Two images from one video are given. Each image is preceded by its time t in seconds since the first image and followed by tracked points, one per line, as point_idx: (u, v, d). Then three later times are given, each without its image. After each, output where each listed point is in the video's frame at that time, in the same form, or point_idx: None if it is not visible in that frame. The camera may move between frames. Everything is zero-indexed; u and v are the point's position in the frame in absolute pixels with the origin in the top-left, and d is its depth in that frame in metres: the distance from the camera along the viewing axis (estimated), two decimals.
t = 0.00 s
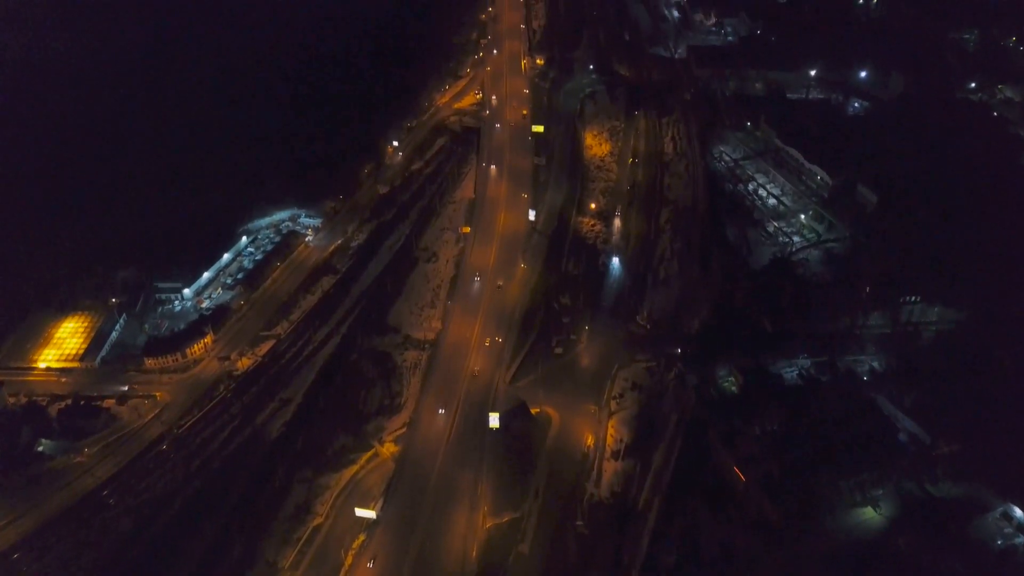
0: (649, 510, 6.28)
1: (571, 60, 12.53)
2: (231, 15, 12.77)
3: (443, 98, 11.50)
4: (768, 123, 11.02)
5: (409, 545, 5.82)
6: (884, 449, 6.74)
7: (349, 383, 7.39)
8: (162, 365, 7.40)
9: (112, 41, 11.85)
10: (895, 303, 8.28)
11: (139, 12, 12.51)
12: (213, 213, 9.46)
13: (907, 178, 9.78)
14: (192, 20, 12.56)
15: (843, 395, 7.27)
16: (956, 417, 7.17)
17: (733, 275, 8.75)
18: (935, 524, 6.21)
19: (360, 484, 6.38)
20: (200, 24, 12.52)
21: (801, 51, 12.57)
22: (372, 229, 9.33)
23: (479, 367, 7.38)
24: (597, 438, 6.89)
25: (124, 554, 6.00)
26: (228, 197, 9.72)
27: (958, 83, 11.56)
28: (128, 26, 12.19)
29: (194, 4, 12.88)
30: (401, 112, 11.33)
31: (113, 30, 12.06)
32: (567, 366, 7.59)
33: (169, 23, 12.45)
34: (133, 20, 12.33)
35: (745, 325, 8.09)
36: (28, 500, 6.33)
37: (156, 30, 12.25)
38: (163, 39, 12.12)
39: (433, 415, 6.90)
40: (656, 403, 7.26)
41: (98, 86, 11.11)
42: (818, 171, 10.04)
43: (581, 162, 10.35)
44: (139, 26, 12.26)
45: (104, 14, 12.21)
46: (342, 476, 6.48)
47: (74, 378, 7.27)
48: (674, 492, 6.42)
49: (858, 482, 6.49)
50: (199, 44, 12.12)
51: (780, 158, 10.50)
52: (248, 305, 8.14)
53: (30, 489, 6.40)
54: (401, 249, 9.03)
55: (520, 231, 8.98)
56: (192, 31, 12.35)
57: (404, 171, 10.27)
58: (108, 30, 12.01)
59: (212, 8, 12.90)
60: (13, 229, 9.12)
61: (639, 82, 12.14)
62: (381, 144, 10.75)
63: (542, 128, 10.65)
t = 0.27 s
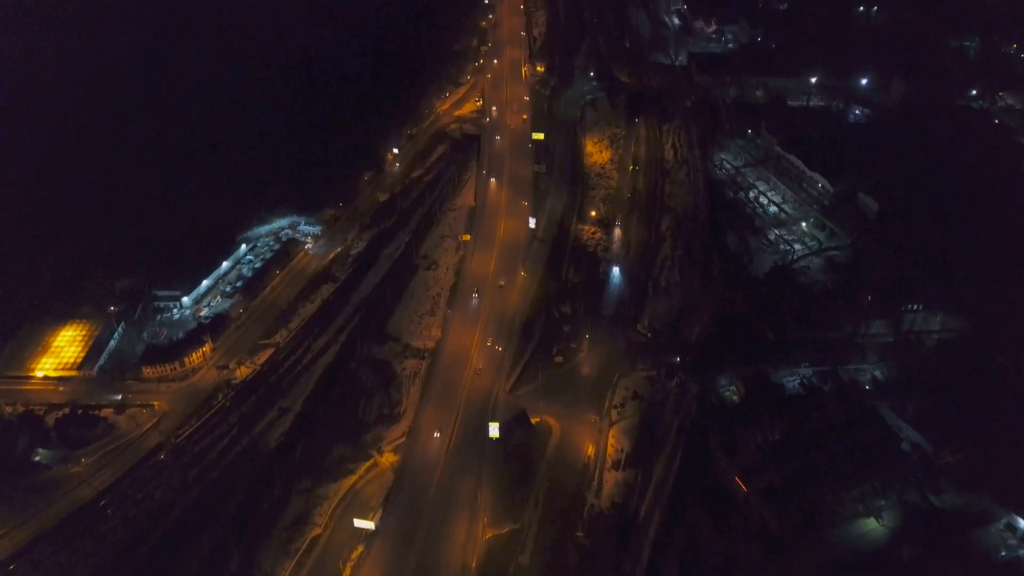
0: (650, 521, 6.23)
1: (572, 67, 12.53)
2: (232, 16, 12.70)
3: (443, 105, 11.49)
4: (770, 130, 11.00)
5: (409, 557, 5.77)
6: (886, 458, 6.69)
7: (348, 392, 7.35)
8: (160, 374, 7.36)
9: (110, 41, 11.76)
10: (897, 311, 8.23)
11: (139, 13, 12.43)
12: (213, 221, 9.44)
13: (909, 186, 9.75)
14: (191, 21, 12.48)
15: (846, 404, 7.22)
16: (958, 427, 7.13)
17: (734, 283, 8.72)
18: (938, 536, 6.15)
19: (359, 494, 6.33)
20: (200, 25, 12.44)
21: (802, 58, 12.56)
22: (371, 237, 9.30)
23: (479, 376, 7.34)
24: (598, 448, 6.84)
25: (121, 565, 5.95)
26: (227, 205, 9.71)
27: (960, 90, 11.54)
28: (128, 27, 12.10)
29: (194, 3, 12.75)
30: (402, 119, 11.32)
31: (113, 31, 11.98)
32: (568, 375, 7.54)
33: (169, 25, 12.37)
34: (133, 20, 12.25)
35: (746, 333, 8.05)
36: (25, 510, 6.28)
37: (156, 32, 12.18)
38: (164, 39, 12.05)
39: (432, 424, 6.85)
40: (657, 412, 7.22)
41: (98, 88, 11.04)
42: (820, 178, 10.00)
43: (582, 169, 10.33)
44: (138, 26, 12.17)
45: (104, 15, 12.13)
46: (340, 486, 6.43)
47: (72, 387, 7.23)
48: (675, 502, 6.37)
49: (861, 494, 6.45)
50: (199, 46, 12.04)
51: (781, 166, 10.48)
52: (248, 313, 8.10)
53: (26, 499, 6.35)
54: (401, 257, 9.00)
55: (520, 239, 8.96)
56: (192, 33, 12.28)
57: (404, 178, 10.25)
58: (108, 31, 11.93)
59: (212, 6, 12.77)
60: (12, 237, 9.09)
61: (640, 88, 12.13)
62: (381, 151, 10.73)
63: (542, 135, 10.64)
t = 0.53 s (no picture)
0: (651, 532, 6.18)
1: (572, 74, 12.54)
2: (233, 30, 12.79)
3: (443, 113, 11.48)
4: (770, 137, 10.99)
5: (408, 568, 5.72)
6: (888, 469, 6.65)
7: (347, 401, 7.31)
8: (158, 383, 7.32)
9: (113, 56, 11.86)
10: (899, 320, 8.18)
11: (140, 26, 12.51)
12: (212, 228, 9.41)
13: (910, 193, 9.73)
14: (192, 33, 12.55)
15: (847, 415, 7.18)
16: (962, 437, 7.08)
17: (735, 292, 8.69)
18: (941, 547, 6.10)
19: (358, 505, 6.28)
20: (200, 37, 12.50)
21: (803, 65, 12.55)
22: (371, 244, 9.27)
23: (478, 385, 7.30)
24: (599, 458, 6.78)
25: None
26: (227, 213, 9.69)
27: (961, 97, 11.53)
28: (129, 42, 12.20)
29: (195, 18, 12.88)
30: (402, 126, 11.31)
31: (115, 46, 12.10)
32: (568, 384, 7.49)
33: (170, 36, 12.45)
34: (134, 34, 12.36)
35: (747, 342, 8.01)
36: (21, 521, 6.24)
37: (156, 44, 12.25)
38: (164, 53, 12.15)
39: (432, 434, 6.81)
40: (658, 421, 7.16)
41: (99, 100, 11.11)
42: (821, 186, 9.97)
43: (582, 177, 10.31)
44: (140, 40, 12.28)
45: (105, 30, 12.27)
46: (339, 496, 6.37)
47: (70, 396, 7.19)
48: (676, 513, 6.32)
49: (863, 504, 6.38)
50: (200, 58, 12.11)
51: (782, 173, 10.45)
52: (247, 321, 8.07)
53: (23, 510, 6.31)
54: (400, 265, 8.97)
55: (521, 247, 8.93)
56: (193, 45, 12.35)
57: (405, 185, 10.23)
58: (109, 46, 12.04)
59: (212, 23, 12.92)
60: (11, 245, 9.08)
61: (640, 96, 12.13)
62: (381, 158, 10.71)
63: (542, 143, 10.62)
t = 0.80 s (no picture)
0: (652, 543, 6.12)
1: (573, 82, 12.53)
2: (233, 29, 12.67)
3: (444, 120, 11.47)
4: (771, 145, 10.97)
5: None
6: (891, 480, 6.60)
7: (346, 410, 7.27)
8: (156, 392, 7.29)
9: (112, 56, 11.75)
10: (902, 328, 8.13)
11: (140, 26, 12.39)
12: (212, 236, 9.39)
13: (912, 201, 9.71)
14: (192, 34, 12.44)
15: (849, 425, 7.13)
16: (965, 447, 7.01)
17: (736, 300, 8.66)
18: (945, 558, 6.03)
19: (357, 515, 6.23)
20: (200, 38, 12.41)
21: (804, 72, 12.55)
22: (371, 253, 9.25)
23: (478, 394, 7.25)
24: (599, 468, 6.73)
25: None
26: (226, 220, 9.67)
27: (962, 105, 11.52)
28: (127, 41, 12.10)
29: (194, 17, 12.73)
30: (402, 133, 11.30)
31: (114, 45, 11.95)
32: (569, 393, 7.44)
33: (170, 36, 12.33)
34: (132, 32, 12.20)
35: (749, 351, 7.97)
36: (17, 532, 6.19)
37: (155, 45, 12.14)
38: (163, 53, 12.03)
39: (431, 444, 6.76)
40: (659, 431, 7.11)
41: (97, 102, 11.01)
42: (822, 194, 9.97)
43: (582, 185, 10.29)
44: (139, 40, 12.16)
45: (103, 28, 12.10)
46: (338, 506, 6.33)
47: (67, 405, 7.15)
48: (677, 524, 6.27)
49: (865, 514, 6.34)
50: (200, 60, 12.03)
51: (783, 181, 10.43)
52: (246, 330, 8.03)
53: (19, 521, 6.26)
54: (400, 273, 8.94)
55: (521, 255, 8.90)
56: (192, 46, 12.25)
57: (405, 193, 10.21)
58: (108, 45, 11.90)
59: (212, 21, 12.76)
60: (10, 252, 9.06)
61: (641, 103, 12.12)
62: (381, 166, 10.70)
63: (543, 150, 10.61)
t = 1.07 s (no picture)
0: (653, 555, 6.06)
1: (573, 90, 12.53)
2: (234, 40, 12.74)
3: (444, 128, 11.46)
4: (772, 152, 10.94)
5: None
6: (893, 492, 6.55)
7: (345, 420, 7.22)
8: (154, 402, 7.24)
9: (113, 67, 11.81)
10: (903, 338, 8.08)
11: (140, 37, 12.46)
12: (211, 245, 9.37)
13: (913, 208, 9.68)
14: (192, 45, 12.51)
15: (851, 436, 7.08)
16: (968, 458, 6.95)
17: (737, 309, 8.61)
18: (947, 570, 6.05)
19: (355, 527, 6.17)
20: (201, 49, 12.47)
21: (804, 79, 12.53)
22: (370, 261, 9.21)
23: (477, 404, 7.20)
24: (600, 479, 6.66)
25: None
26: (226, 228, 9.65)
27: (963, 113, 11.52)
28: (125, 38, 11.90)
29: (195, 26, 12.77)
30: (402, 141, 11.29)
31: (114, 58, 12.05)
32: (569, 402, 7.38)
33: (170, 47, 12.40)
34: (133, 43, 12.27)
35: (750, 360, 7.93)
36: (13, 543, 6.14)
37: (156, 55, 12.20)
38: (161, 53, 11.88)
39: (431, 454, 6.71)
40: (661, 440, 7.04)
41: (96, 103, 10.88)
42: (823, 203, 9.92)
43: (583, 193, 10.27)
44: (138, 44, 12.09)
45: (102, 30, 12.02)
46: (336, 517, 6.26)
47: (64, 415, 7.11)
48: (679, 535, 6.21)
49: (868, 526, 6.33)
50: (200, 69, 12.06)
51: (784, 189, 10.39)
52: (244, 338, 7.99)
53: (15, 532, 6.22)
54: (400, 282, 8.91)
55: (521, 263, 8.87)
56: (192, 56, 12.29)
57: (405, 201, 10.19)
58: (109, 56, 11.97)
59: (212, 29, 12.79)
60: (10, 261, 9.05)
61: (641, 111, 12.11)
62: (381, 174, 10.68)
63: (543, 158, 10.60)
